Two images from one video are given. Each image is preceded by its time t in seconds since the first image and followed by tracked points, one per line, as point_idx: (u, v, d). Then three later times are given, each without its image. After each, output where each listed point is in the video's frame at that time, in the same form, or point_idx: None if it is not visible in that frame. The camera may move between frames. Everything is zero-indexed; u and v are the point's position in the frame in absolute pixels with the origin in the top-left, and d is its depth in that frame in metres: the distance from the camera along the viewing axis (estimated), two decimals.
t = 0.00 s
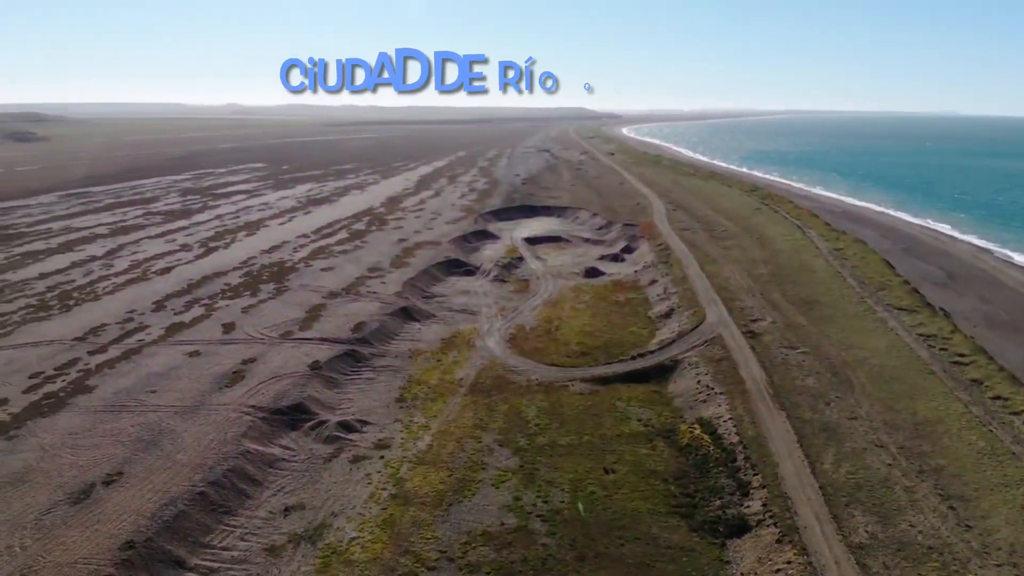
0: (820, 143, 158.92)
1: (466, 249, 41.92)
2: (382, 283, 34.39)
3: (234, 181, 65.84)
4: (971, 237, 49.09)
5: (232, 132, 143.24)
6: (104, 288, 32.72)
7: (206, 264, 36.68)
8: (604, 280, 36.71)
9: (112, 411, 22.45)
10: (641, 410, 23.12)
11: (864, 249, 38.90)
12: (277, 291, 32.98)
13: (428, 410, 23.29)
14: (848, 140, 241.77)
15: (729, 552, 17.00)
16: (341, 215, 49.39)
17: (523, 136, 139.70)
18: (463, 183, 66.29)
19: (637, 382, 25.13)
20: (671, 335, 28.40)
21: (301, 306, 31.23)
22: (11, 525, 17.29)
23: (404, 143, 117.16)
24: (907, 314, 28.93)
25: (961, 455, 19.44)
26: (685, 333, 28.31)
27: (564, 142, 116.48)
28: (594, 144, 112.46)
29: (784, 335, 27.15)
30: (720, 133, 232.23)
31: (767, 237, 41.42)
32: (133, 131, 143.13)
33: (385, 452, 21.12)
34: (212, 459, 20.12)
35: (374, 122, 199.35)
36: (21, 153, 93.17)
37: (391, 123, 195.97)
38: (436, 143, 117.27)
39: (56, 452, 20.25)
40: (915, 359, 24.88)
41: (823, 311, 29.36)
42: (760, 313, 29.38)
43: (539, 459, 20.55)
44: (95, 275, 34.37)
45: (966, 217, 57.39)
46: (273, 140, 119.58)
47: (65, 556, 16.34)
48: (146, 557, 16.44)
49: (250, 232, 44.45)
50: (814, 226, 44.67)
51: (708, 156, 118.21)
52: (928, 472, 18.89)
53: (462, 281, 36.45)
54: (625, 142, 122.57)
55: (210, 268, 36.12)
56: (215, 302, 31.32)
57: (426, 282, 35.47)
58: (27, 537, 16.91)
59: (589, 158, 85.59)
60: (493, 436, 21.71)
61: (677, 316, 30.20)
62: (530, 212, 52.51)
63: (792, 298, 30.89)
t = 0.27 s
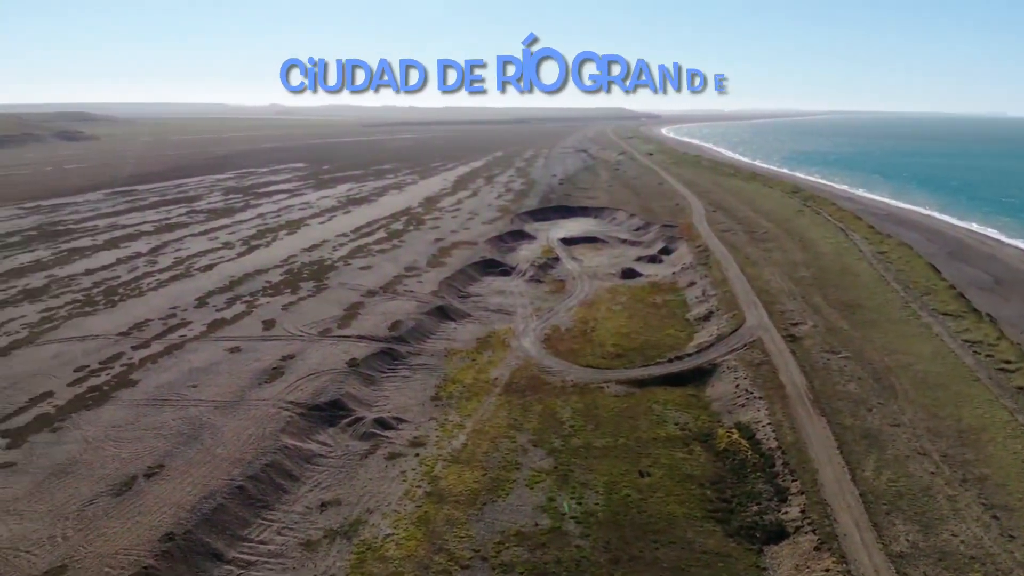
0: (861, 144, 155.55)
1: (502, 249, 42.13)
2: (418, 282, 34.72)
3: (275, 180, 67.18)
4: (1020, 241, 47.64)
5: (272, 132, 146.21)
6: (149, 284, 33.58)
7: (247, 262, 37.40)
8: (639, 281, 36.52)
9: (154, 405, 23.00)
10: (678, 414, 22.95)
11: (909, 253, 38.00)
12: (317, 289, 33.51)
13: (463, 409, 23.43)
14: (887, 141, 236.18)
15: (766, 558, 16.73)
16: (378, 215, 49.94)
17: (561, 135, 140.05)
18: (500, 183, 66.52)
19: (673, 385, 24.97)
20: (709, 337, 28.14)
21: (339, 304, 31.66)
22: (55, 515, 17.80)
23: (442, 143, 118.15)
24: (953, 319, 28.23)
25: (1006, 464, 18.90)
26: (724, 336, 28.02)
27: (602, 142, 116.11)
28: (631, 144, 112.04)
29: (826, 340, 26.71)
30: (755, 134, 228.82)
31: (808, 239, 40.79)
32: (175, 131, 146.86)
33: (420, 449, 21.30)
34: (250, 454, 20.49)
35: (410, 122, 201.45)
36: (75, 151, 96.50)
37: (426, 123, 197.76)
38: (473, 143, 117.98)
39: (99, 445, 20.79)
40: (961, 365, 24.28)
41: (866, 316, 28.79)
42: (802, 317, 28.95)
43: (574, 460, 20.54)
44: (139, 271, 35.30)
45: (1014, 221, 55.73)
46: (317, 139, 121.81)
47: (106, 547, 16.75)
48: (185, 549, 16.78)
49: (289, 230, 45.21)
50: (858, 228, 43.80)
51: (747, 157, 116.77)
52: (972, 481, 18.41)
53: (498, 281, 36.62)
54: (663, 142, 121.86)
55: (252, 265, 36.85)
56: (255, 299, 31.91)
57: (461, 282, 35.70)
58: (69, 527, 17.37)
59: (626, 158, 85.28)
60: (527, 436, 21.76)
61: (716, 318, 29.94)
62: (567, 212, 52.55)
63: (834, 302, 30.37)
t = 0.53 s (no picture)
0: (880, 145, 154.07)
1: (517, 250, 42.22)
2: (433, 282, 34.85)
3: (291, 180, 67.65)
4: None
5: (289, 131, 147.30)
6: (166, 282, 33.92)
7: (263, 261, 37.68)
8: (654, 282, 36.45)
9: (171, 402, 23.22)
10: (693, 415, 22.88)
11: (927, 255, 37.65)
12: (332, 288, 33.71)
13: (477, 408, 23.50)
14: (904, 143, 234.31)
15: (780, 561, 16.59)
16: (393, 215, 50.15)
17: (577, 135, 140.23)
18: (516, 183, 66.60)
19: (688, 386, 24.90)
20: (725, 338, 28.05)
21: (354, 303, 31.83)
22: (71, 511, 17.99)
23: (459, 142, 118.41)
24: (972, 321, 27.96)
25: None
26: (739, 338, 27.91)
27: (618, 142, 115.98)
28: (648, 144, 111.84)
29: (843, 341, 26.54)
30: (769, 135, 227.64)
31: (826, 240, 40.55)
32: (192, 131, 148.19)
33: (434, 448, 21.36)
34: (265, 451, 20.62)
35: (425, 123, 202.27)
36: (96, 150, 97.90)
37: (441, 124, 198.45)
38: (489, 143, 118.25)
39: (116, 442, 21.00)
40: (980, 368, 24.04)
41: (884, 318, 28.57)
42: (818, 318, 28.78)
43: (587, 460, 20.53)
44: (156, 270, 35.66)
45: None
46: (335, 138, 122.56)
47: (122, 542, 16.90)
48: (199, 545, 16.90)
49: (305, 230, 45.51)
50: (877, 229, 43.46)
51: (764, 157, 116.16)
52: (990, 484, 18.22)
53: (513, 281, 36.70)
54: (680, 142, 121.52)
55: (268, 264, 37.12)
56: (272, 298, 32.14)
57: (476, 281, 35.79)
58: (85, 523, 17.55)
59: (642, 158, 85.16)
60: (541, 436, 21.78)
61: (732, 319, 29.82)
62: (582, 212, 52.59)
63: (851, 304, 30.17)
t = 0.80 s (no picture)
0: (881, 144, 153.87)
1: (517, 250, 42.24)
2: (434, 282, 34.88)
3: (291, 180, 67.70)
4: None
5: (289, 131, 147.39)
6: (166, 282, 33.91)
7: (263, 261, 37.67)
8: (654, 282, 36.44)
9: (171, 402, 23.23)
10: (693, 414, 22.88)
11: (928, 254, 37.65)
12: (332, 288, 33.73)
13: (477, 408, 23.51)
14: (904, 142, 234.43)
15: (781, 560, 16.58)
16: (393, 215, 50.14)
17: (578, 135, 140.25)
18: (515, 182, 66.63)
19: (688, 385, 24.91)
20: (725, 338, 28.06)
21: (355, 303, 31.84)
22: (72, 511, 17.99)
23: (459, 143, 118.32)
24: (972, 320, 27.97)
25: None
26: (739, 337, 27.92)
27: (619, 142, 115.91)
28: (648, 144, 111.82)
29: (843, 340, 26.55)
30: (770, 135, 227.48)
31: (826, 240, 40.55)
32: (192, 130, 148.24)
33: (434, 448, 21.37)
34: (266, 451, 20.63)
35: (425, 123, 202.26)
36: (96, 150, 97.91)
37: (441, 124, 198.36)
38: (489, 143, 118.21)
39: (117, 441, 21.01)
40: (980, 367, 24.05)
41: (885, 317, 28.57)
42: (818, 318, 28.80)
43: (587, 460, 20.52)
44: (156, 270, 35.66)
45: None
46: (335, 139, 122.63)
47: (122, 543, 16.89)
48: (199, 545, 16.91)
49: (305, 230, 45.50)
50: (877, 228, 43.51)
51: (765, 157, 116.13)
52: (990, 483, 18.22)
53: (513, 280, 36.72)
54: (681, 141, 121.46)
55: (268, 264, 37.15)
56: (272, 298, 32.18)
57: (476, 281, 35.80)
58: (85, 523, 17.54)
59: (643, 158, 85.15)
60: (542, 436, 21.80)
61: (732, 319, 29.81)
62: (582, 212, 52.62)
63: (851, 303, 30.17)
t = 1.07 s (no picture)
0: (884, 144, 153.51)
1: (517, 249, 42.25)
2: (434, 282, 34.88)
3: (291, 180, 67.74)
4: None
5: (289, 131, 147.52)
6: (167, 282, 33.92)
7: (264, 261, 37.68)
8: (655, 282, 36.44)
9: (171, 402, 23.22)
10: (693, 414, 22.89)
11: (929, 253, 37.64)
12: (333, 288, 33.73)
13: (477, 408, 23.51)
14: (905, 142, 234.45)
15: (781, 559, 16.58)
16: (394, 215, 50.14)
17: (579, 135, 140.36)
18: (515, 182, 66.62)
19: (688, 385, 24.90)
20: (725, 338, 28.06)
21: (355, 302, 31.84)
22: (72, 512, 17.98)
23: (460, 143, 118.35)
24: (973, 319, 27.96)
25: None
26: (739, 336, 27.92)
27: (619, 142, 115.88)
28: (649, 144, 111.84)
29: (843, 340, 26.55)
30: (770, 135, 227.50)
31: (826, 239, 40.53)
32: (192, 130, 148.39)
33: (434, 448, 21.36)
34: (266, 451, 20.63)
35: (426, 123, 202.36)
36: (96, 150, 98.07)
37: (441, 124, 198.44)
38: (490, 143, 118.25)
39: (117, 441, 21.01)
40: (980, 366, 24.03)
41: (885, 316, 28.56)
42: (818, 317, 28.79)
43: (588, 460, 20.52)
44: (157, 270, 35.67)
45: None
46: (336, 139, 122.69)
47: (122, 543, 16.90)
48: (199, 545, 16.90)
49: (306, 230, 45.48)
50: (878, 228, 43.52)
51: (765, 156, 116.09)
52: (990, 482, 18.21)
53: (513, 280, 36.72)
54: (681, 141, 121.49)
55: (268, 264, 37.16)
56: (272, 298, 32.18)
57: (476, 281, 35.79)
58: (85, 524, 17.54)
59: (643, 158, 85.17)
60: (542, 435, 21.80)
61: (732, 318, 29.81)
62: (582, 212, 52.64)
63: (851, 302, 30.17)
